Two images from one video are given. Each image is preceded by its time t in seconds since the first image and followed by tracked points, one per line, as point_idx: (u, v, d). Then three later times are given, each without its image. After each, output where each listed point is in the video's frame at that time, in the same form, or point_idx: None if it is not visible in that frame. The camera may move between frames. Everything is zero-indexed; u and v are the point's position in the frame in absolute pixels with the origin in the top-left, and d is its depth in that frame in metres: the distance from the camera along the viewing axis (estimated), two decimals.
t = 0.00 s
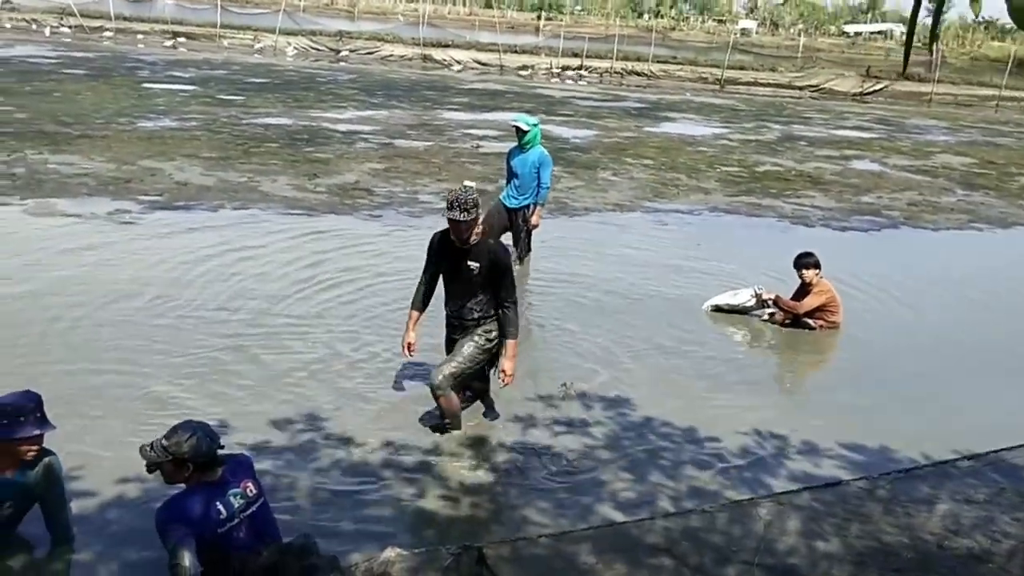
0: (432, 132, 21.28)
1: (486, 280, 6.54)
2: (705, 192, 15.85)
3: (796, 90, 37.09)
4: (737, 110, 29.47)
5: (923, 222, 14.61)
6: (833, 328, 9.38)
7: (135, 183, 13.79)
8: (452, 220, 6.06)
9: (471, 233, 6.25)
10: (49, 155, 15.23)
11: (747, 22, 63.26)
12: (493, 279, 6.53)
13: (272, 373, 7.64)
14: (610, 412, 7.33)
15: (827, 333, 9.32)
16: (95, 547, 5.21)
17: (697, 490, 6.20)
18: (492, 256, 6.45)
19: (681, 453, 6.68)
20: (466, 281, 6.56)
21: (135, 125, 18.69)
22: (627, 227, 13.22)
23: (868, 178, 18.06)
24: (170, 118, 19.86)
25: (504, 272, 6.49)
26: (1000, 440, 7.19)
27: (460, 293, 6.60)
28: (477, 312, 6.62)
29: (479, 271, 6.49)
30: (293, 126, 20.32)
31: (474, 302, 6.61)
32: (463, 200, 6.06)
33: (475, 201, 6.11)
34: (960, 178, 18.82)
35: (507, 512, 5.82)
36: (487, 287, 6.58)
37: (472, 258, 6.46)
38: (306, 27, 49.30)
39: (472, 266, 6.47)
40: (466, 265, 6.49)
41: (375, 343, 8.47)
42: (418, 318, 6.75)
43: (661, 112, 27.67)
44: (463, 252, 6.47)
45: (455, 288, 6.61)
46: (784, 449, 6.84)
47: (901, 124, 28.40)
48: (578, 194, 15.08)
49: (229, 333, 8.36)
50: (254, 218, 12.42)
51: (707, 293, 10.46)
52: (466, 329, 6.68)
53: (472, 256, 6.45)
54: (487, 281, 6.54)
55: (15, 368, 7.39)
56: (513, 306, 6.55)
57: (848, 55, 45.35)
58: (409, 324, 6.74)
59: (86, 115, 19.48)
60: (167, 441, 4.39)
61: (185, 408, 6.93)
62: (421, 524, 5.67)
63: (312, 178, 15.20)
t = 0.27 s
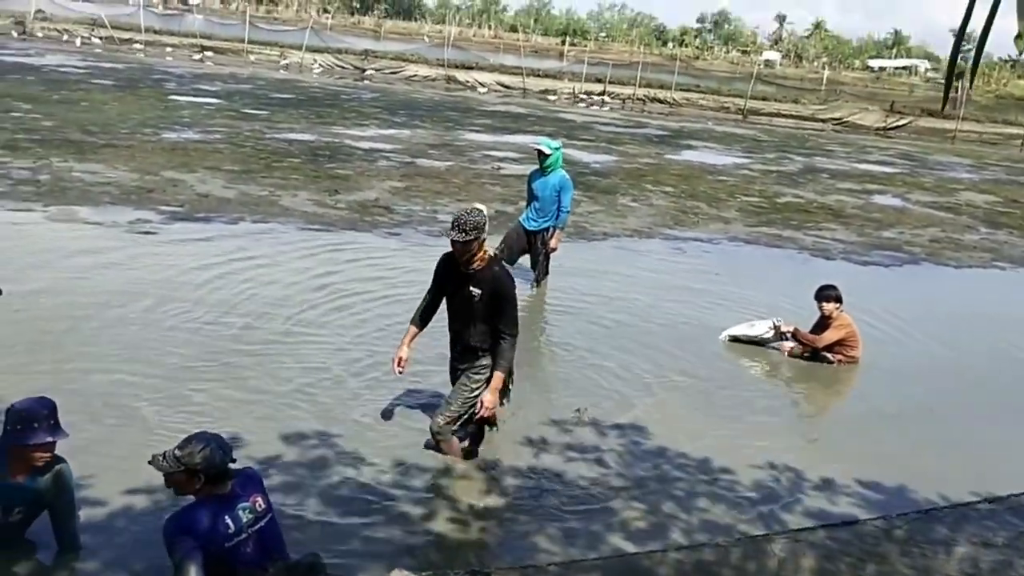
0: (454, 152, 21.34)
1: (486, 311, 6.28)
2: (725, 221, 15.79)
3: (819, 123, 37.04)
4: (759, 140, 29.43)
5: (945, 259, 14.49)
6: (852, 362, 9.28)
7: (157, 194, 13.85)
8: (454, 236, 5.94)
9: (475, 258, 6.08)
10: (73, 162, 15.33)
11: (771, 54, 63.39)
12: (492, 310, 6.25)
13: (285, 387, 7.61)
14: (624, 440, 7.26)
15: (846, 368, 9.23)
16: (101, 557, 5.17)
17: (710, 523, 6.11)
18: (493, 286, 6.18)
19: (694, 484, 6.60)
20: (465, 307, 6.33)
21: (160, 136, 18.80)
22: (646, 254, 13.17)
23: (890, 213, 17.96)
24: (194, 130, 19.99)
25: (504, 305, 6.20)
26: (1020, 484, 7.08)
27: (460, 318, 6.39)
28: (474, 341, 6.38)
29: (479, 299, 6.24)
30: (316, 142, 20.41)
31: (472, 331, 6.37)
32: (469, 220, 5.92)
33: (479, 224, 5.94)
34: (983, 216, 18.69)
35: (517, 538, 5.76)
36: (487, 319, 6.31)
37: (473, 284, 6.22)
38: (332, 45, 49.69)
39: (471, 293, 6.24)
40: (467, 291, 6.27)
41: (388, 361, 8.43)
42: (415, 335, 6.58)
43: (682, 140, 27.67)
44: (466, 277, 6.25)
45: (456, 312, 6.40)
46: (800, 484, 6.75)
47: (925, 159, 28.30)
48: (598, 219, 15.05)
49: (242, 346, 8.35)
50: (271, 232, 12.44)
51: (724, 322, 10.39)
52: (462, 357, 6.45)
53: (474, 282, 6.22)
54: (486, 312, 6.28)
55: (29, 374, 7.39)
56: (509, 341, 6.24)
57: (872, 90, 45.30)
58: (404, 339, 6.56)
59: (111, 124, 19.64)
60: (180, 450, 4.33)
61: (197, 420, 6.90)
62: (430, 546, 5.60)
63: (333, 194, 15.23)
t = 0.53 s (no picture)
0: (467, 157, 21.35)
1: (492, 310, 6.28)
2: (738, 227, 15.74)
3: (833, 130, 36.94)
4: (773, 147, 29.36)
5: (959, 268, 14.40)
6: (865, 370, 9.23)
7: (171, 194, 13.89)
8: (462, 230, 5.94)
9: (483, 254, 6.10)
10: (88, 163, 15.41)
11: (786, 62, 63.29)
12: (498, 308, 6.26)
13: (295, 388, 7.61)
14: (633, 446, 7.23)
15: (858, 376, 9.17)
16: (107, 555, 5.17)
17: (719, 529, 6.08)
18: (500, 284, 6.19)
19: (703, 491, 6.57)
20: (471, 305, 6.33)
21: (174, 138, 18.87)
22: (657, 259, 13.14)
23: (904, 221, 17.88)
24: (209, 132, 20.06)
25: (510, 305, 6.20)
26: None
27: (464, 316, 6.38)
28: (478, 340, 6.37)
29: (485, 297, 6.25)
30: (330, 145, 20.45)
31: (477, 329, 6.36)
32: (476, 215, 5.92)
33: (487, 220, 5.94)
34: (998, 225, 18.59)
35: (523, 541, 5.74)
36: (493, 317, 6.31)
37: (480, 281, 6.23)
38: (348, 49, 49.86)
39: (478, 289, 6.24)
40: (473, 288, 6.27)
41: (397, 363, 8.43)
42: (423, 328, 6.57)
43: (696, 146, 27.63)
44: (473, 274, 6.26)
45: (461, 310, 6.40)
46: (810, 492, 6.71)
47: (940, 168, 28.17)
48: (610, 224, 15.03)
49: (252, 346, 8.36)
50: (283, 233, 12.46)
51: (735, 329, 10.35)
52: (465, 356, 6.43)
53: (481, 279, 6.22)
54: (491, 310, 6.28)
55: (39, 372, 7.41)
56: (514, 341, 6.22)
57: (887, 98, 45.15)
58: (411, 332, 6.55)
59: (127, 125, 19.73)
60: (189, 448, 4.35)
61: (206, 419, 6.91)
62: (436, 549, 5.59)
63: (345, 197, 15.25)
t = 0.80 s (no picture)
0: (471, 153, 21.33)
1: (494, 291, 6.33)
2: (743, 222, 15.70)
3: (838, 124, 36.83)
4: (779, 141, 29.26)
5: (966, 260, 14.35)
6: (871, 364, 9.19)
7: (176, 193, 13.89)
8: (466, 208, 5.99)
9: (485, 233, 6.15)
10: (93, 162, 15.41)
11: (790, 55, 63.17)
12: (501, 290, 6.30)
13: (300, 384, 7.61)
14: (639, 440, 7.21)
15: (864, 369, 9.14)
16: (115, 552, 5.17)
17: (727, 523, 6.06)
18: (503, 266, 6.24)
19: (710, 485, 6.55)
20: (474, 288, 6.38)
21: (179, 137, 18.87)
22: (662, 254, 13.12)
23: (910, 214, 17.82)
24: (213, 131, 20.06)
25: (513, 287, 6.24)
26: None
27: (468, 299, 6.44)
28: (480, 323, 6.42)
29: (487, 278, 6.29)
30: (333, 143, 20.44)
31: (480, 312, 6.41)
32: (481, 193, 5.97)
33: (493, 200, 5.99)
34: (1004, 217, 18.52)
35: (530, 535, 5.73)
36: (495, 300, 6.36)
37: (483, 262, 6.28)
38: (351, 46, 49.83)
39: (481, 271, 6.29)
40: (476, 270, 6.33)
41: (402, 359, 8.43)
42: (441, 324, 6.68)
43: (700, 140, 27.58)
44: (476, 255, 6.31)
45: (465, 292, 6.46)
46: (817, 485, 6.69)
47: (945, 160, 28.09)
48: (614, 219, 15.01)
49: (256, 343, 8.37)
50: (286, 231, 12.46)
51: (741, 323, 10.32)
52: (468, 339, 6.47)
53: (484, 260, 6.27)
54: (494, 292, 6.33)
55: (43, 371, 7.41)
56: (518, 324, 6.25)
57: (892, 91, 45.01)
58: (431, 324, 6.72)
59: (131, 124, 19.74)
60: (194, 446, 4.34)
61: (212, 416, 6.91)
62: (443, 544, 5.58)
63: (350, 194, 15.24)
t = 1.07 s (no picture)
0: (483, 140, 21.34)
1: (500, 275, 6.44)
2: (759, 199, 15.67)
3: (850, 98, 36.63)
4: (791, 117, 29.12)
5: (984, 231, 14.29)
6: (894, 338, 9.19)
7: (193, 190, 13.98)
8: (473, 190, 6.15)
9: (491, 218, 6.29)
10: (110, 162, 15.52)
11: (799, 30, 62.81)
12: (508, 275, 6.41)
13: (325, 376, 7.68)
14: (664, 421, 7.25)
15: (886, 343, 9.15)
16: (155, 545, 5.25)
17: (755, 501, 6.09)
18: (510, 251, 6.34)
19: (737, 464, 6.58)
20: (483, 272, 6.50)
21: (193, 133, 18.94)
22: (679, 235, 13.12)
23: (927, 186, 17.74)
24: (226, 127, 20.14)
25: (519, 271, 6.35)
26: None
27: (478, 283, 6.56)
28: (491, 307, 6.52)
29: (494, 262, 6.41)
30: (346, 134, 20.48)
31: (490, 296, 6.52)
32: (489, 177, 6.16)
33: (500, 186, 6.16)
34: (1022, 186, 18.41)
35: (560, 518, 5.78)
36: (501, 284, 6.46)
37: (491, 247, 6.40)
38: (359, 37, 49.83)
39: (489, 255, 6.41)
40: (484, 255, 6.45)
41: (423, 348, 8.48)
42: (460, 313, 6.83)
43: (712, 119, 27.50)
44: (485, 240, 6.43)
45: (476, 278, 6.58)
46: (844, 461, 6.70)
47: (960, 131, 27.92)
48: (630, 201, 15.01)
49: (278, 335, 8.44)
50: (304, 224, 12.52)
51: (760, 301, 10.32)
52: (480, 324, 6.58)
53: (492, 245, 6.39)
54: (502, 276, 6.43)
55: (70, 370, 7.50)
56: (525, 309, 6.39)
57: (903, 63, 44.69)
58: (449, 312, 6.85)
59: (145, 123, 19.84)
60: (226, 442, 4.45)
61: (241, 410, 6.98)
62: (477, 529, 5.64)
63: (365, 185, 15.29)
